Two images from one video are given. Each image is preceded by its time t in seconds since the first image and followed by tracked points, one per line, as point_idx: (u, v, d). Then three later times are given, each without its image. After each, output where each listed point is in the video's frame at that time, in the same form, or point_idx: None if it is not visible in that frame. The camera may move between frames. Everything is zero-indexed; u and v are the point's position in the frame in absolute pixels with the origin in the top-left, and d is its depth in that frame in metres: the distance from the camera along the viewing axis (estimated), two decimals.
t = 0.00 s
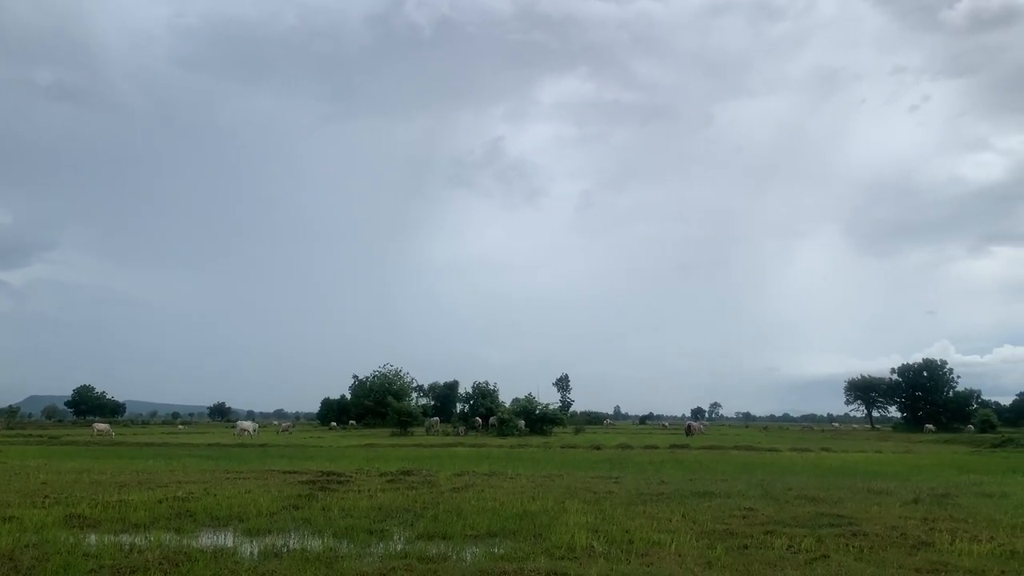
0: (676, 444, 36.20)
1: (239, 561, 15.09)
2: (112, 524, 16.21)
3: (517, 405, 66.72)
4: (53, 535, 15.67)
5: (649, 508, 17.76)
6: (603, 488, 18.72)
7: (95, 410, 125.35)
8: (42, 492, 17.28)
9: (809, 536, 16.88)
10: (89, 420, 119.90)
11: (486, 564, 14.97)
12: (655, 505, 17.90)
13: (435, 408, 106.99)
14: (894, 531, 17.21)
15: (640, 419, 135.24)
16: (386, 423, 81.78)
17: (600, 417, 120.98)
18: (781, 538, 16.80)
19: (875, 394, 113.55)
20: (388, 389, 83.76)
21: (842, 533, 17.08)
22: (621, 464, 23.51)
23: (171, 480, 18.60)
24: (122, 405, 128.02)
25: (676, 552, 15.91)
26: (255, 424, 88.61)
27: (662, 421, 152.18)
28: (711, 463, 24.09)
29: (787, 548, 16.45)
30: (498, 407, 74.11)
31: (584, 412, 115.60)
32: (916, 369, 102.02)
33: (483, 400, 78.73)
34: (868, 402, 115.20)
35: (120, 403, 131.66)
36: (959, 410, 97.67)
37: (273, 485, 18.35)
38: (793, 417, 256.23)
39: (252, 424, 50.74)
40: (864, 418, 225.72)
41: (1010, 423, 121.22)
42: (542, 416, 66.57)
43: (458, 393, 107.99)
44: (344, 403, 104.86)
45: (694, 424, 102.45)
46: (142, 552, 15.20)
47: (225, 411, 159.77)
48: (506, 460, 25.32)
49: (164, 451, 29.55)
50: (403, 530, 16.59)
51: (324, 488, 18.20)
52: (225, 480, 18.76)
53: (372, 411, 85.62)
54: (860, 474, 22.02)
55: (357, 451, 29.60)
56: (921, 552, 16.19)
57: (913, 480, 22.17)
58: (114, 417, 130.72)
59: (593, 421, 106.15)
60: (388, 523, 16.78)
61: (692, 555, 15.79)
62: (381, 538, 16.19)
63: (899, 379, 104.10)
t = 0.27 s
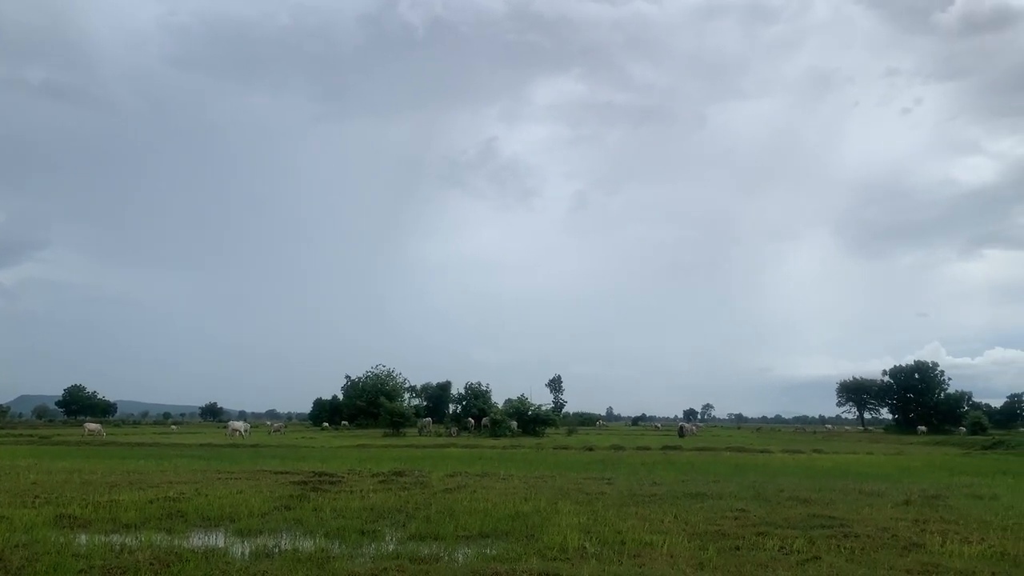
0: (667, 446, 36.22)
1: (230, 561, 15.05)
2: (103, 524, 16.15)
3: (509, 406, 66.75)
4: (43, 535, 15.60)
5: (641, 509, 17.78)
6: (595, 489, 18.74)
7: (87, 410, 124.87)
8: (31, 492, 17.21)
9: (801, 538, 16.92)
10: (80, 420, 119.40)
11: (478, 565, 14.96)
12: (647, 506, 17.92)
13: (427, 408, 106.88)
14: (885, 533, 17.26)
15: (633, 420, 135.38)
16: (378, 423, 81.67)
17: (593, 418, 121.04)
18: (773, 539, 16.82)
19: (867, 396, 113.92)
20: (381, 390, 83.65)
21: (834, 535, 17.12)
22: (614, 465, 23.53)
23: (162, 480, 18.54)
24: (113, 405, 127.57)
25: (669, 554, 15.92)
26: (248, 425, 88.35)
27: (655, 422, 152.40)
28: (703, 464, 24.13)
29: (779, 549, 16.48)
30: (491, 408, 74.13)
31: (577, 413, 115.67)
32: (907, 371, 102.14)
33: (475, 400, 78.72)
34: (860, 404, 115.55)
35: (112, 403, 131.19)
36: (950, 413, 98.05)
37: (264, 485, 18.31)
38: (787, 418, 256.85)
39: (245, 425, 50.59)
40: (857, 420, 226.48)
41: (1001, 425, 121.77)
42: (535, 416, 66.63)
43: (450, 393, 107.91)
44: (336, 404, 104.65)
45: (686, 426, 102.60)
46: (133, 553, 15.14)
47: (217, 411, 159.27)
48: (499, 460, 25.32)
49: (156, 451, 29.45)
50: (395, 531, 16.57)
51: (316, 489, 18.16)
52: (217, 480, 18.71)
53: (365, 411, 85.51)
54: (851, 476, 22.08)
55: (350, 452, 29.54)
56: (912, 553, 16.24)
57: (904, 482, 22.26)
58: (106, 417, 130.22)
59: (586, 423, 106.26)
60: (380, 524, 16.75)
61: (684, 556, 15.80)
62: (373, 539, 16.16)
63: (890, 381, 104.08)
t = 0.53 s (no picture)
0: (661, 447, 36.26)
1: (222, 563, 15.01)
2: (95, 526, 16.10)
3: (503, 407, 66.80)
4: (34, 536, 15.54)
5: (634, 510, 17.80)
6: (589, 490, 18.75)
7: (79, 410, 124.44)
8: (23, 494, 17.15)
9: (793, 539, 16.95)
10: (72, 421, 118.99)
11: (471, 566, 14.94)
12: (641, 507, 17.94)
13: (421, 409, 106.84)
14: (878, 534, 17.30)
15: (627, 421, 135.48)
16: (372, 424, 81.60)
17: (587, 419, 121.11)
18: (766, 541, 16.85)
19: (860, 398, 114.29)
20: (375, 391, 83.61)
21: (826, 536, 17.15)
22: (607, 466, 23.56)
23: (154, 481, 18.50)
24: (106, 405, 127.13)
25: (662, 555, 15.93)
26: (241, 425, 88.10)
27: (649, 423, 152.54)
28: (696, 465, 24.17)
29: (771, 550, 16.50)
30: (485, 409, 74.16)
31: (571, 414, 115.75)
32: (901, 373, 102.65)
33: (469, 402, 78.72)
34: (853, 405, 115.90)
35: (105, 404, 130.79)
36: (942, 414, 98.41)
37: (257, 487, 18.28)
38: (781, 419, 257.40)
39: (238, 427, 50.53)
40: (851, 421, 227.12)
41: (992, 426, 122.25)
42: (528, 417, 66.69)
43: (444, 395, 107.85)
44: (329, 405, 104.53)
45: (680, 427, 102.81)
46: (125, 554, 15.09)
47: (210, 412, 158.90)
48: (492, 462, 25.31)
49: (149, 452, 29.37)
50: (388, 532, 16.56)
51: (309, 490, 18.13)
52: (210, 481, 18.68)
53: (358, 412, 85.42)
54: (844, 477, 22.13)
55: (344, 453, 29.50)
56: (904, 555, 16.27)
57: (896, 483, 22.32)
58: (98, 418, 129.79)
59: (580, 424, 106.30)
60: (373, 525, 16.73)
61: (678, 558, 15.81)
62: (366, 540, 16.14)
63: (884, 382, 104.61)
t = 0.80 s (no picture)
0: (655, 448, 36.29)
1: (216, 565, 14.98)
2: (88, 528, 16.05)
3: (498, 408, 66.82)
4: (27, 539, 15.49)
5: (629, 511, 17.81)
6: (584, 491, 18.76)
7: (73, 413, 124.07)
8: (16, 497, 17.11)
9: (788, 539, 16.97)
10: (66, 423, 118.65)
11: (465, 568, 14.93)
12: (636, 507, 17.96)
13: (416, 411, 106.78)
14: (872, 534, 17.33)
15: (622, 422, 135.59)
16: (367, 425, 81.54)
17: (582, 420, 121.14)
18: (761, 541, 16.87)
19: (854, 398, 114.56)
20: (370, 393, 83.57)
21: (821, 536, 17.17)
22: (602, 467, 23.59)
23: (148, 484, 18.46)
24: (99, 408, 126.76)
25: (657, 556, 15.94)
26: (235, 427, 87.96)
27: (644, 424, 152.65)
28: (691, 466, 24.22)
29: (766, 550, 16.52)
30: (480, 410, 74.19)
31: (566, 416, 115.76)
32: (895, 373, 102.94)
33: (464, 403, 78.71)
34: (848, 406, 116.17)
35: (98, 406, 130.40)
36: (936, 413, 98.66)
37: (251, 489, 18.25)
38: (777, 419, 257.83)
39: (233, 430, 50.43)
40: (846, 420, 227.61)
41: (985, 426, 122.60)
42: (523, 418, 66.73)
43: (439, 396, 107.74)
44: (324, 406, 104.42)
45: (674, 428, 102.95)
46: (119, 557, 15.05)
47: (204, 414, 158.49)
48: (486, 463, 25.30)
49: (143, 455, 29.29)
50: (383, 534, 16.54)
51: (303, 492, 18.11)
52: (203, 483, 18.65)
53: (353, 414, 85.36)
54: (838, 477, 22.17)
55: (339, 455, 29.46)
56: (898, 554, 16.31)
57: (890, 483, 22.37)
58: (92, 420, 129.43)
59: (575, 425, 106.35)
60: (367, 527, 16.72)
61: (672, 558, 15.82)
62: (361, 542, 16.13)
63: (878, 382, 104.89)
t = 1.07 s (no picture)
0: (650, 448, 36.34)
1: (212, 568, 14.95)
2: (83, 532, 16.01)
3: (493, 410, 66.87)
4: (21, 543, 15.44)
5: (625, 511, 17.83)
6: (579, 492, 18.78)
7: (67, 415, 123.71)
8: (11, 500, 17.05)
9: (784, 539, 17.00)
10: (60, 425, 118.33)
11: (461, 569, 14.93)
12: (632, 508, 17.97)
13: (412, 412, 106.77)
14: (867, 533, 17.37)
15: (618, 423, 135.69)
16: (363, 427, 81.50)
17: (577, 420, 121.16)
18: (756, 541, 16.90)
19: (849, 397, 114.84)
20: (365, 394, 83.55)
21: (816, 536, 17.21)
22: (598, 468, 23.61)
23: (143, 487, 18.42)
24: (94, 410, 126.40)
25: (652, 556, 15.96)
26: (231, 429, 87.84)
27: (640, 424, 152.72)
28: (686, 466, 24.26)
29: (762, 550, 16.55)
30: (475, 411, 74.19)
31: (562, 416, 115.85)
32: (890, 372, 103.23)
33: (459, 404, 78.71)
34: (843, 405, 116.44)
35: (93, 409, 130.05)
36: (931, 412, 98.94)
37: (247, 491, 18.22)
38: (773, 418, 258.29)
39: (228, 432, 50.36)
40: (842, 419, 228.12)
41: (980, 425, 122.93)
42: (519, 420, 66.79)
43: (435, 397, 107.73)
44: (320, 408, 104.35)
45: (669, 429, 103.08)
46: (114, 561, 15.00)
47: (200, 416, 158.17)
48: (483, 465, 25.30)
49: (139, 457, 29.23)
50: (379, 536, 16.53)
51: (299, 494, 18.09)
52: (199, 486, 18.61)
53: (348, 416, 85.30)
54: (833, 477, 22.21)
55: (335, 457, 29.43)
56: (893, 553, 16.35)
57: (885, 482, 22.42)
58: (87, 422, 129.06)
59: (571, 426, 106.40)
60: (363, 529, 16.70)
61: (668, 559, 15.83)
62: (357, 544, 16.11)
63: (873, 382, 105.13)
